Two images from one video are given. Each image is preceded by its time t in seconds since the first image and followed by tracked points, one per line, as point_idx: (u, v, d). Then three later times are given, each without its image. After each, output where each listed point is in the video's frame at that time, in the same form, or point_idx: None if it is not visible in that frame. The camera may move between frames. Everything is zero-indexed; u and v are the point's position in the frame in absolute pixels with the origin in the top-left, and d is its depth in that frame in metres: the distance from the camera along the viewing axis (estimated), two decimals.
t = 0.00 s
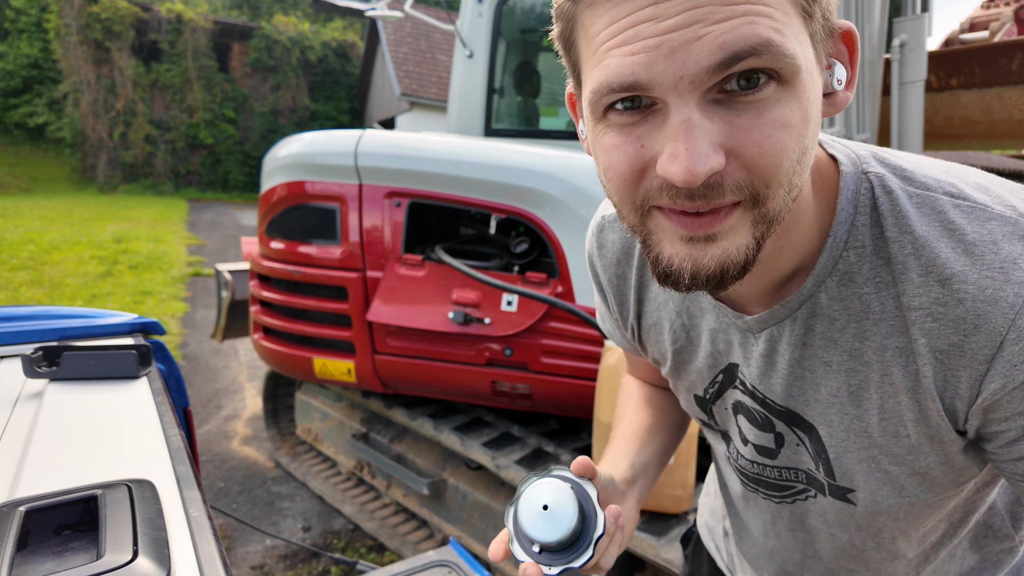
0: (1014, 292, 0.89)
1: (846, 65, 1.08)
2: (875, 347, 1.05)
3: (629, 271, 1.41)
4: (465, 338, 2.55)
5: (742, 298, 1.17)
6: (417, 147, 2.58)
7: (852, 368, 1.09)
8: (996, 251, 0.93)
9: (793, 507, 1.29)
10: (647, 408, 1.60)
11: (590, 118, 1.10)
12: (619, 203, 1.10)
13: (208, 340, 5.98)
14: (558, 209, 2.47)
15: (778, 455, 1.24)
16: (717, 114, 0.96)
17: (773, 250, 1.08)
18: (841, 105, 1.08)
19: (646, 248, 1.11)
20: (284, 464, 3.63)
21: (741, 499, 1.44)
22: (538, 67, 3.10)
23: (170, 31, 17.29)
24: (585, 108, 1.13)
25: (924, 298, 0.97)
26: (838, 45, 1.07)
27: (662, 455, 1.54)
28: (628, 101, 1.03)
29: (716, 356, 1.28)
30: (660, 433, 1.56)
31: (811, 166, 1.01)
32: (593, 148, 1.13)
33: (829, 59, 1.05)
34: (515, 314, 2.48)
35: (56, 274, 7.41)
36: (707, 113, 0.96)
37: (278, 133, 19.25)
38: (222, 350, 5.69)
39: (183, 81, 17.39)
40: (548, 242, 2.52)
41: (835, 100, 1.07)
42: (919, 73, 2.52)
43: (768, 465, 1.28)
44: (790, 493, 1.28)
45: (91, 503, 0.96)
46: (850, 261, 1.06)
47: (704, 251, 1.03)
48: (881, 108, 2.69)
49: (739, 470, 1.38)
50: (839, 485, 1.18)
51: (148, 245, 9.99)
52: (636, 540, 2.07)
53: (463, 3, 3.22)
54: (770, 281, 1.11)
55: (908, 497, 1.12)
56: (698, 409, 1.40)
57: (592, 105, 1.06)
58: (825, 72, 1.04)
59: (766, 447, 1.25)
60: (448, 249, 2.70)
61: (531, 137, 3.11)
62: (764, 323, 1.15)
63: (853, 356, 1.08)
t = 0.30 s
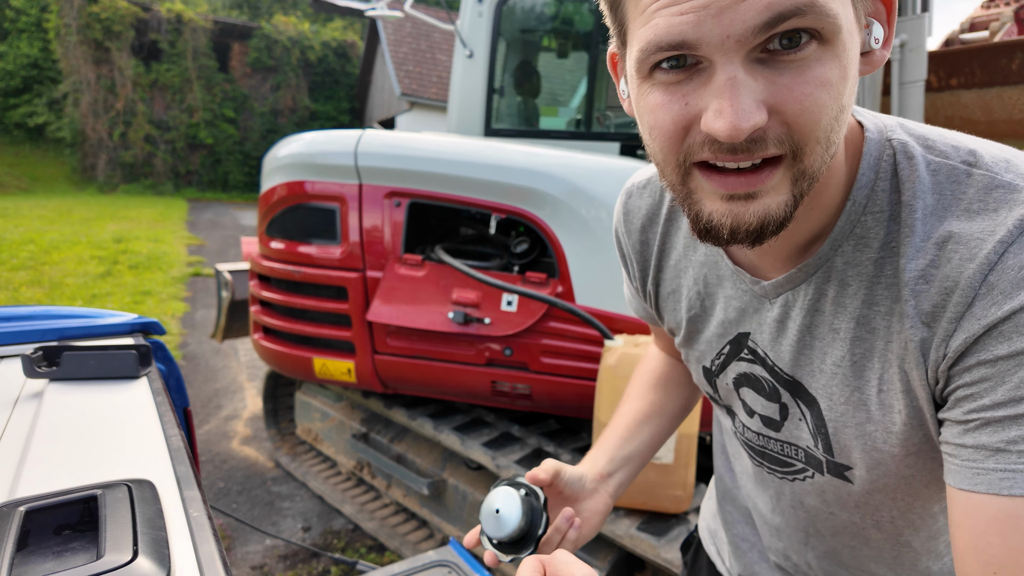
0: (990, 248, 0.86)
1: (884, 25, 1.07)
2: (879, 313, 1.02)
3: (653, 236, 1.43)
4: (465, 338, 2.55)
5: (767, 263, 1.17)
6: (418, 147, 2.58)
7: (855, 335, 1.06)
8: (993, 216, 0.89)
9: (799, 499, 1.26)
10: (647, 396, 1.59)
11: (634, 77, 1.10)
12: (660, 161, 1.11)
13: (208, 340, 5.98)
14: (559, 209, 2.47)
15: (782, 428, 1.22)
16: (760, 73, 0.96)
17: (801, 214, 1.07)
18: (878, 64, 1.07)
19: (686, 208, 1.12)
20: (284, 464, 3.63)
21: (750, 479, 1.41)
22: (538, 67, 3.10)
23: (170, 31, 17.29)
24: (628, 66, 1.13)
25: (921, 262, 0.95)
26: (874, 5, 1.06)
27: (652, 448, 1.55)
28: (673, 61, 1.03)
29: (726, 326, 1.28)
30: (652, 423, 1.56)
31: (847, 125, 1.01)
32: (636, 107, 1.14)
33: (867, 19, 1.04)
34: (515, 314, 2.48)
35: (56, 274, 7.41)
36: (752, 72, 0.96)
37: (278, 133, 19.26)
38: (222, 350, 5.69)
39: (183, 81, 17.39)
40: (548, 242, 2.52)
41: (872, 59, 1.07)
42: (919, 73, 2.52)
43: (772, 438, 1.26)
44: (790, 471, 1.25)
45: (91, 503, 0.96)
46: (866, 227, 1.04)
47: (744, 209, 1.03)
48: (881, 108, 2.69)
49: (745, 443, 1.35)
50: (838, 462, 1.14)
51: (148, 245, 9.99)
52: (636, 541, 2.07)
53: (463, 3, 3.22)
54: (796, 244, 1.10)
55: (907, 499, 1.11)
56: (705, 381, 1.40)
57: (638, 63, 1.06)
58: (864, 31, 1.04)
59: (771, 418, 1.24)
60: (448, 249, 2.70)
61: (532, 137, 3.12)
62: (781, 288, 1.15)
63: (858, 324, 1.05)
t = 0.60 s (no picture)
0: (955, 236, 0.92)
1: (882, 36, 1.09)
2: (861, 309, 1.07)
3: (658, 240, 1.48)
4: (465, 338, 2.55)
5: (767, 267, 1.21)
6: (418, 147, 2.58)
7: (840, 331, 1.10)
8: (968, 210, 0.94)
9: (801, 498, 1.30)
10: (651, 399, 1.60)
11: (638, 90, 1.12)
12: (665, 171, 1.13)
13: (208, 340, 5.98)
14: (559, 209, 2.47)
15: (788, 425, 1.27)
16: (762, 86, 0.97)
17: (802, 219, 1.09)
18: (875, 75, 1.09)
19: (689, 217, 1.15)
20: (284, 464, 3.64)
21: (757, 478, 1.45)
22: (538, 67, 3.10)
23: (170, 31, 17.27)
24: (632, 80, 1.15)
25: (903, 259, 1.00)
26: (875, 17, 1.08)
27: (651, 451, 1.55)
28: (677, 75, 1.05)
29: (732, 328, 1.33)
30: (654, 427, 1.56)
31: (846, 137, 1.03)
32: (639, 120, 1.16)
33: (866, 30, 1.05)
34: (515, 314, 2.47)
35: (56, 274, 7.41)
36: (754, 86, 0.98)
37: (278, 133, 19.26)
38: (222, 350, 5.69)
39: (183, 81, 17.38)
40: (548, 241, 2.51)
41: (870, 70, 1.09)
42: (919, 73, 2.52)
43: (778, 436, 1.30)
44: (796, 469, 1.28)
45: (91, 503, 0.96)
46: (856, 227, 1.08)
47: (746, 220, 1.06)
48: (881, 108, 2.70)
49: (751, 443, 1.40)
50: (829, 462, 1.19)
51: (148, 245, 9.99)
52: (636, 540, 2.07)
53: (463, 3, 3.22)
54: (797, 248, 1.13)
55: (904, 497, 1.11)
56: (711, 382, 1.45)
57: (642, 77, 1.08)
58: (863, 43, 1.06)
59: (775, 417, 1.29)
60: (448, 250, 2.71)
61: (532, 137, 3.12)
62: (779, 292, 1.20)
63: (844, 323, 1.09)
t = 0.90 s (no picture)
0: (961, 254, 0.92)
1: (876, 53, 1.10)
2: (862, 326, 1.06)
3: (652, 251, 1.48)
4: (465, 338, 2.56)
5: (763, 282, 1.20)
6: (420, 146, 2.59)
7: (842, 347, 1.09)
8: (971, 226, 0.94)
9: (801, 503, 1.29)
10: (649, 403, 1.60)
11: (629, 111, 1.11)
12: (659, 194, 1.12)
13: (208, 340, 5.98)
14: (558, 209, 2.47)
15: (788, 435, 1.26)
16: (755, 109, 0.97)
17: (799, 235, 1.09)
18: (869, 92, 1.11)
19: (683, 237, 1.14)
20: (284, 464, 3.64)
21: (757, 484, 1.45)
22: (538, 67, 3.10)
23: (170, 31, 17.28)
24: (623, 100, 1.14)
25: (908, 276, 0.99)
26: (868, 33, 1.09)
27: (654, 456, 1.55)
28: (667, 97, 1.04)
29: (728, 339, 1.32)
30: (655, 431, 1.56)
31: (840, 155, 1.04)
32: (631, 140, 1.15)
33: (860, 46, 1.07)
34: (515, 314, 2.48)
35: (56, 274, 7.41)
36: (747, 109, 0.98)
37: (278, 133, 19.26)
38: (222, 350, 5.69)
39: (183, 81, 17.39)
40: (548, 242, 2.52)
41: (864, 86, 1.10)
42: (919, 73, 2.51)
43: (778, 445, 1.30)
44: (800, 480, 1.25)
45: (91, 503, 0.96)
46: (855, 243, 1.07)
47: (740, 241, 1.06)
48: (881, 108, 2.70)
49: (752, 451, 1.40)
50: (830, 473, 1.18)
51: (148, 245, 9.99)
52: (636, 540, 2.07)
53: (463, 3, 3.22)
54: (792, 264, 1.13)
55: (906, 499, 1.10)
56: (710, 391, 1.45)
57: (633, 100, 1.07)
58: (858, 59, 1.07)
59: (776, 427, 1.28)
60: (448, 250, 2.70)
61: (532, 137, 3.12)
62: (777, 305, 1.19)
63: (843, 337, 1.08)
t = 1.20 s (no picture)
0: (976, 303, 0.88)
1: (853, 72, 1.08)
2: (869, 353, 1.03)
3: (638, 270, 1.41)
4: (465, 338, 2.56)
5: (756, 306, 1.14)
6: (418, 147, 2.58)
7: (845, 375, 1.06)
8: (974, 268, 0.91)
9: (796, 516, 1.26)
10: (641, 419, 1.59)
11: (602, 136, 1.09)
12: (636, 221, 1.09)
13: (208, 340, 5.98)
14: (558, 209, 2.48)
15: (777, 462, 1.22)
16: (731, 133, 0.96)
17: (782, 263, 1.06)
18: (849, 112, 1.07)
19: (664, 266, 1.09)
20: (284, 464, 3.64)
21: (750, 499, 1.43)
22: (537, 68, 3.11)
23: (170, 31, 17.28)
24: (596, 124, 1.11)
25: (906, 312, 0.96)
26: (845, 53, 1.07)
27: (650, 473, 1.55)
28: (641, 122, 1.02)
29: (714, 362, 1.28)
30: (649, 449, 1.56)
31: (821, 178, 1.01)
32: (606, 165, 1.12)
33: (836, 66, 1.04)
34: (515, 314, 2.49)
35: (56, 274, 7.42)
36: (723, 134, 0.96)
37: (278, 133, 19.26)
38: (223, 350, 5.69)
39: (183, 80, 17.39)
40: (548, 242, 2.52)
41: (843, 107, 1.07)
42: (919, 73, 2.52)
43: (767, 471, 1.26)
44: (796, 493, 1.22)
45: (92, 503, 0.96)
46: (847, 269, 1.04)
47: (723, 269, 1.03)
48: (881, 108, 2.70)
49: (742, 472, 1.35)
50: (837, 495, 1.15)
51: (148, 245, 9.99)
52: (636, 540, 2.07)
53: (463, 3, 3.22)
54: (781, 289, 1.09)
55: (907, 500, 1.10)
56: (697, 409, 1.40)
57: (605, 125, 1.05)
58: (835, 80, 1.04)
59: (765, 452, 1.24)
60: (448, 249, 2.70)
61: (532, 137, 3.12)
62: (766, 330, 1.14)
63: (848, 364, 1.05)
